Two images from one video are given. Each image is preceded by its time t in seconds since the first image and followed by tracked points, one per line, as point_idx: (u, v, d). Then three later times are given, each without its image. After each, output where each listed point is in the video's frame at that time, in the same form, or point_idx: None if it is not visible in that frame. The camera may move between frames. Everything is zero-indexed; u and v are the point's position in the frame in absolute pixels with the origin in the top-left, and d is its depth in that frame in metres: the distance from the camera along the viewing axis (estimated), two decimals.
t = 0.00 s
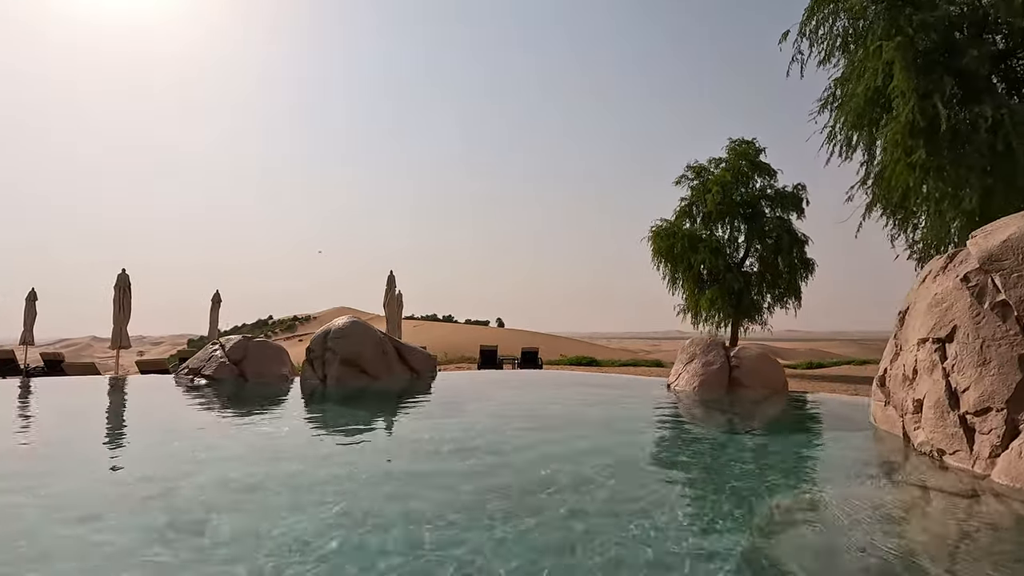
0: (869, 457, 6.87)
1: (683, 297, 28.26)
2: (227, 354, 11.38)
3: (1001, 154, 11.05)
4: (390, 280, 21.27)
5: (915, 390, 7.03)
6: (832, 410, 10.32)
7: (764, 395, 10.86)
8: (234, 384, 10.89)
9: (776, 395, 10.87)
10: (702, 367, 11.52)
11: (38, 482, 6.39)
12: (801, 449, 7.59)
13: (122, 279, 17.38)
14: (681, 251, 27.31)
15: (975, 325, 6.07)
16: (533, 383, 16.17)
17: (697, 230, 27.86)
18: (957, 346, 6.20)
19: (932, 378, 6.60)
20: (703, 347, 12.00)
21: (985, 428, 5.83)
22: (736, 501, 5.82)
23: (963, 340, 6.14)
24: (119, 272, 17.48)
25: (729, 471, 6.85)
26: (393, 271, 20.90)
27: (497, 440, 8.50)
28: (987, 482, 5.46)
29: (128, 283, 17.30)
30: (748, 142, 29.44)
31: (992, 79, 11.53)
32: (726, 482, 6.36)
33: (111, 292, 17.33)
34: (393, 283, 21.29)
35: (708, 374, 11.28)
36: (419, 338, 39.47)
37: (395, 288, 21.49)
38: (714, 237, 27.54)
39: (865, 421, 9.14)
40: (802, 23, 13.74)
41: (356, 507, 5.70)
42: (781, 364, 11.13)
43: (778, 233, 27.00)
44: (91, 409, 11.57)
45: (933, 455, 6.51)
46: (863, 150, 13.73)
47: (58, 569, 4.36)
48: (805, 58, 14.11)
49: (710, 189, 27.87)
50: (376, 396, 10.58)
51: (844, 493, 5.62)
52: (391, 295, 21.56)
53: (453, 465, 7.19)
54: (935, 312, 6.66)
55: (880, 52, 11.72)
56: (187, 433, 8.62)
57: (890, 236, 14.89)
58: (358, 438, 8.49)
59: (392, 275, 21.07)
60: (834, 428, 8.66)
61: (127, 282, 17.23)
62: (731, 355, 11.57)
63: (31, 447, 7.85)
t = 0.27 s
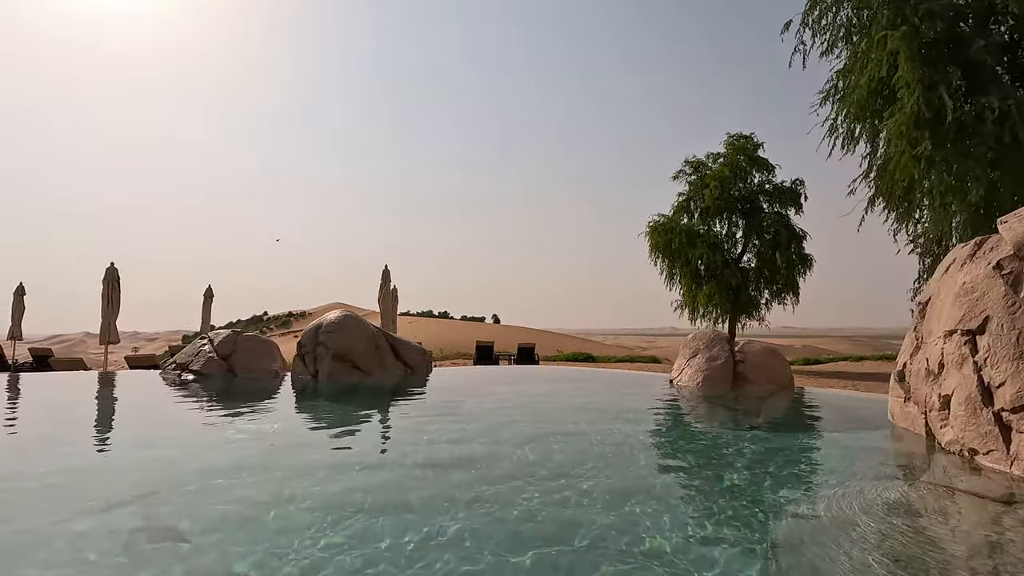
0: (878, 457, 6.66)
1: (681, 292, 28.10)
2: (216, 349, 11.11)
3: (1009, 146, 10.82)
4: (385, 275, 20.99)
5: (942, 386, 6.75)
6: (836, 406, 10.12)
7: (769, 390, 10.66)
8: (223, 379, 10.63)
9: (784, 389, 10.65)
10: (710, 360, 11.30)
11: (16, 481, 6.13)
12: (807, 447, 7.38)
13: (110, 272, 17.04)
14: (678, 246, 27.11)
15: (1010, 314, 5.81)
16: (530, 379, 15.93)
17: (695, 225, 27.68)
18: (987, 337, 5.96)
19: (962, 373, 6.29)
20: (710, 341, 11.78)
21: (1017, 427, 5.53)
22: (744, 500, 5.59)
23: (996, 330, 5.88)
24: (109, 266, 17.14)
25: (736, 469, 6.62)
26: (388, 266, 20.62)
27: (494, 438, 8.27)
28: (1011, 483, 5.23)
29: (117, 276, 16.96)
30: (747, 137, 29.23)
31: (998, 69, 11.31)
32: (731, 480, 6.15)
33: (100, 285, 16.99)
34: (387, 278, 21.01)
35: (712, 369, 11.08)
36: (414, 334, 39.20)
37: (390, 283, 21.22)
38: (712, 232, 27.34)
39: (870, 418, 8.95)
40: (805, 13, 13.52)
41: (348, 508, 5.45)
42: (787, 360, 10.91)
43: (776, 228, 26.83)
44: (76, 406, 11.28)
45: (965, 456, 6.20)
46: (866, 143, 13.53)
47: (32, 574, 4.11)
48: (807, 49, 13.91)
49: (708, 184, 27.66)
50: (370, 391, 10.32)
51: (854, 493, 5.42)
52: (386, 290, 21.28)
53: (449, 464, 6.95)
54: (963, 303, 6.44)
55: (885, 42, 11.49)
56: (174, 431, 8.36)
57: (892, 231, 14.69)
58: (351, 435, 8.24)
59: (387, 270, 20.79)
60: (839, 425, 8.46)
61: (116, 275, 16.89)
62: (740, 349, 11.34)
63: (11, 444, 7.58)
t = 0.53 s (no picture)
0: (884, 458, 6.47)
1: (676, 289, 27.94)
2: (202, 346, 10.84)
3: (1012, 138, 10.66)
4: (378, 271, 20.70)
5: (963, 382, 6.51)
6: (837, 404, 9.94)
7: (771, 388, 10.48)
8: (210, 377, 10.37)
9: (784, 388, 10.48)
10: (708, 359, 11.12)
11: None
12: (810, 448, 7.17)
13: (97, 268, 16.70)
14: (674, 242, 26.94)
15: None
16: (526, 376, 15.71)
17: (691, 222, 27.51)
18: (1011, 332, 5.75)
19: (985, 369, 5.99)
20: (709, 338, 11.59)
21: None
22: (748, 502, 5.40)
23: None
24: (94, 262, 16.79)
25: (738, 470, 6.41)
26: (380, 262, 20.36)
27: (488, 437, 8.04)
28: None
29: (103, 272, 16.62)
30: (743, 133, 29.06)
31: (1001, 61, 11.14)
32: (735, 481, 5.95)
33: (85, 282, 16.63)
34: (380, 275, 20.74)
35: (714, 366, 10.91)
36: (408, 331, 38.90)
37: (382, 279, 20.90)
38: (708, 228, 27.19)
39: (872, 416, 8.76)
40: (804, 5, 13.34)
41: (336, 509, 5.21)
42: (790, 358, 10.70)
43: (773, 225, 26.69)
44: (59, 404, 10.98)
45: (988, 458, 5.92)
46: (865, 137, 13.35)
47: None
48: (806, 42, 13.73)
49: (704, 180, 27.49)
50: (361, 389, 10.07)
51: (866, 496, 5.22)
52: (379, 286, 21.00)
53: (442, 463, 6.72)
54: (986, 296, 6.23)
55: (886, 34, 11.32)
56: (158, 430, 8.10)
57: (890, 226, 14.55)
58: (341, 434, 8.01)
59: (380, 266, 20.53)
60: (841, 424, 8.27)
61: (102, 271, 16.56)
62: (738, 347, 11.17)
63: None
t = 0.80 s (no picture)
0: (880, 459, 6.38)
1: (671, 287, 27.85)
2: (187, 345, 10.64)
3: (1009, 135, 10.57)
4: (370, 269, 20.47)
5: (977, 378, 6.37)
6: (833, 403, 9.83)
7: (769, 387, 10.36)
8: (194, 376, 10.16)
9: (781, 387, 10.38)
10: (705, 357, 11.01)
11: None
12: (805, 448, 7.09)
13: (82, 266, 16.39)
14: (668, 241, 26.84)
15: None
16: (519, 376, 15.55)
17: (686, 220, 27.41)
18: None
19: (1001, 366, 5.85)
20: (705, 336, 11.47)
21: None
22: (745, 506, 5.28)
23: None
24: (80, 259, 16.48)
25: (734, 471, 6.31)
26: (372, 260, 20.13)
27: (480, 438, 7.89)
28: None
29: (89, 270, 16.32)
30: (737, 132, 28.98)
31: (998, 57, 11.05)
32: (731, 484, 5.83)
33: (70, 279, 16.32)
34: (371, 273, 20.51)
35: (711, 364, 10.79)
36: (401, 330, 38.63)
37: (374, 278, 20.67)
38: (702, 227, 27.11)
39: (869, 416, 8.66)
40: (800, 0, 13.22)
41: (320, 514, 5.07)
42: (788, 357, 10.57)
43: (767, 223, 26.63)
44: (41, 404, 10.73)
45: (1005, 458, 5.78)
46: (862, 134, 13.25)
47: None
48: (803, 38, 13.61)
49: (698, 178, 27.40)
50: (351, 389, 9.88)
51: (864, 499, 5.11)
52: (371, 285, 20.77)
53: (432, 466, 6.57)
54: (1003, 290, 6.09)
55: (883, 29, 11.21)
56: (140, 430, 7.90)
57: (886, 224, 14.48)
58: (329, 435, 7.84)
59: (372, 265, 20.30)
60: (838, 423, 8.16)
61: (88, 269, 16.26)
62: (735, 345, 11.05)
63: None
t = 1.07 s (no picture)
0: (877, 461, 6.25)
1: (664, 286, 27.72)
2: (169, 343, 10.42)
3: (1006, 131, 10.46)
4: (360, 267, 20.20)
5: (994, 374, 6.20)
6: (829, 402, 9.69)
7: (768, 385, 10.22)
8: (175, 375, 9.94)
9: (779, 385, 10.24)
10: (704, 355, 10.85)
11: None
12: (800, 448, 6.94)
13: (65, 263, 16.06)
14: (662, 240, 26.71)
15: None
16: (512, 375, 15.36)
17: (679, 219, 27.29)
18: None
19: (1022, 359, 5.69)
20: (702, 334, 11.32)
21: None
22: (741, 510, 5.13)
23: None
24: (63, 256, 16.13)
25: (730, 472, 6.14)
26: (363, 258, 19.87)
27: (469, 440, 7.69)
28: None
29: (72, 267, 15.99)
30: (731, 130, 28.89)
31: (995, 52, 10.93)
32: (726, 486, 5.68)
33: (53, 277, 15.98)
34: (362, 271, 20.25)
35: (709, 362, 10.65)
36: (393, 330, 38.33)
37: (365, 276, 20.40)
38: (696, 225, 27.00)
39: (865, 415, 8.53)
40: None
41: (301, 519, 4.87)
42: (788, 355, 10.44)
43: (761, 222, 26.56)
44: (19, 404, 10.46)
45: None
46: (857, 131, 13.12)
47: None
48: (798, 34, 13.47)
49: (692, 177, 27.28)
50: (338, 388, 9.66)
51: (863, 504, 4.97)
52: (362, 283, 20.52)
53: (419, 470, 6.38)
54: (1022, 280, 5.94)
55: (879, 24, 11.08)
56: (119, 430, 7.67)
57: (880, 221, 14.38)
58: (314, 435, 7.62)
59: (362, 263, 20.04)
60: (833, 423, 8.03)
61: (71, 266, 15.92)
62: (734, 342, 10.91)
63: None
